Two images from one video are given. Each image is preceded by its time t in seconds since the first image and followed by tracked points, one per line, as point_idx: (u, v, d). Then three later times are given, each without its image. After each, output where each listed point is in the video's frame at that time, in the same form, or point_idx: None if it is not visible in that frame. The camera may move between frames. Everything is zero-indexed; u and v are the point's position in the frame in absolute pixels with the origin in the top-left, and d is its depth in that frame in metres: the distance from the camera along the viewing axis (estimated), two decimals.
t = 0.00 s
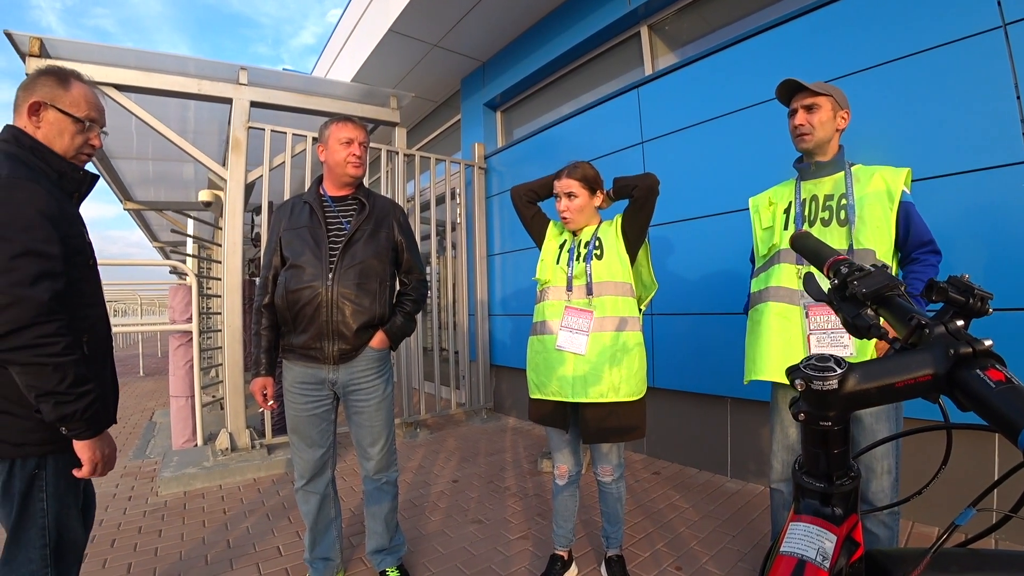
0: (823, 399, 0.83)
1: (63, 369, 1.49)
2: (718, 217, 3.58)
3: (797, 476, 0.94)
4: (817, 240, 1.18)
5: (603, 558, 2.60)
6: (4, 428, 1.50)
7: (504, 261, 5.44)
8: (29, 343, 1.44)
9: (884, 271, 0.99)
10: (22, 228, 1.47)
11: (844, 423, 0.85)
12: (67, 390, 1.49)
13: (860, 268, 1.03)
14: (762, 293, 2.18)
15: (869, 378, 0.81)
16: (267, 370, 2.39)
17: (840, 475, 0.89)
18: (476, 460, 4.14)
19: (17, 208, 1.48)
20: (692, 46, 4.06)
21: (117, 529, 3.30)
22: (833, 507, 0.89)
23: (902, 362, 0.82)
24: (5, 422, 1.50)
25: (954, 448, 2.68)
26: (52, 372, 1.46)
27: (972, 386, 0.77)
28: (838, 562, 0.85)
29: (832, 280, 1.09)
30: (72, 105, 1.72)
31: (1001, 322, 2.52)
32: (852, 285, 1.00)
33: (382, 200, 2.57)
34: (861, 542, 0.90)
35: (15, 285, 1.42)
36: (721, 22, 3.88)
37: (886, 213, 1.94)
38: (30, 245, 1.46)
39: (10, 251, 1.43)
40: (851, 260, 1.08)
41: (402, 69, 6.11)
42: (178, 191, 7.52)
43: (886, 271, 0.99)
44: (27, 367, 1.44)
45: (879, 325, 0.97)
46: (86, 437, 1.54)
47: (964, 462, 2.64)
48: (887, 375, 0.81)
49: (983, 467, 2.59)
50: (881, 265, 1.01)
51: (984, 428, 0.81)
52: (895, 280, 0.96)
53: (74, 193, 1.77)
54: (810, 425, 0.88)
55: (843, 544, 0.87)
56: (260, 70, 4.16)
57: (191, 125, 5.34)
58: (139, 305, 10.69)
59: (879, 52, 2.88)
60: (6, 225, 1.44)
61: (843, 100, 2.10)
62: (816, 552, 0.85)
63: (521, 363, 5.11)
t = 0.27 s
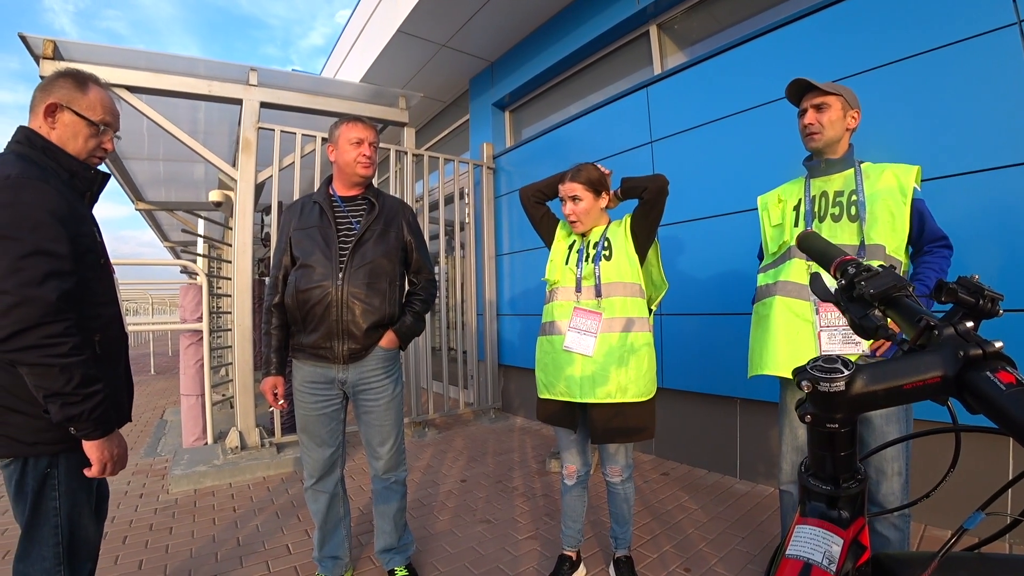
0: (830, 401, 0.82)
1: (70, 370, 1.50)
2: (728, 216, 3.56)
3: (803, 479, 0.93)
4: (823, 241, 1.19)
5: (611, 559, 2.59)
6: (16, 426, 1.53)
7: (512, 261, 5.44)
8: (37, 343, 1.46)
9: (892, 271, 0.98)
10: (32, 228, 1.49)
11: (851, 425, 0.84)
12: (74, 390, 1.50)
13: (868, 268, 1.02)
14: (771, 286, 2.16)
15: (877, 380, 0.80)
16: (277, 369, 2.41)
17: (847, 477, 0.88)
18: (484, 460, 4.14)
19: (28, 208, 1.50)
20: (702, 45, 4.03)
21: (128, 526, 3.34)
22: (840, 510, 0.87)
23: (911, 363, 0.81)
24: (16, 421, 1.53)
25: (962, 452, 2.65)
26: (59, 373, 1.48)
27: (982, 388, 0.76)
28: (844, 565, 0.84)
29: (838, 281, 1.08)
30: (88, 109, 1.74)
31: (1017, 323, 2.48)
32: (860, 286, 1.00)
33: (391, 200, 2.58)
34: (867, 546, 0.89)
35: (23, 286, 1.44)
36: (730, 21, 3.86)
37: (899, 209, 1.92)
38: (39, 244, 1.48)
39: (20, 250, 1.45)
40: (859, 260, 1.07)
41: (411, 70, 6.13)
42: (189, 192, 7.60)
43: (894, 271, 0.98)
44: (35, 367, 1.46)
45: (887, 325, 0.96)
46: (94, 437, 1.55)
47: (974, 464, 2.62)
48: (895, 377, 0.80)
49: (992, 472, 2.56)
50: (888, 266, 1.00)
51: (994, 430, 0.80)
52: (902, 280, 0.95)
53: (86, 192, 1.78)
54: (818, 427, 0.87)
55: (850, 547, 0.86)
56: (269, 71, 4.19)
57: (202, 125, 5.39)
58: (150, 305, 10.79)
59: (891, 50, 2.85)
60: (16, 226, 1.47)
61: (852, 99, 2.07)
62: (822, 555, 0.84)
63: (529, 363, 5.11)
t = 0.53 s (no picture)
0: (834, 400, 0.82)
1: (76, 372, 1.51)
2: (738, 216, 3.54)
3: (807, 478, 0.92)
4: (827, 240, 1.18)
5: (621, 560, 2.58)
6: (28, 424, 1.56)
7: (522, 260, 5.44)
8: (44, 345, 1.47)
9: (897, 271, 0.98)
10: (46, 229, 1.51)
11: (855, 425, 0.84)
12: (78, 393, 1.51)
13: (873, 267, 1.02)
14: (782, 289, 2.13)
15: (880, 379, 0.80)
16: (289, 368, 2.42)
17: (851, 478, 0.88)
18: (494, 460, 4.14)
19: (44, 210, 1.53)
20: (711, 43, 4.01)
21: (141, 523, 3.38)
22: (844, 510, 0.86)
23: (915, 362, 0.80)
24: (28, 419, 1.56)
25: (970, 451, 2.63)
26: (65, 375, 1.49)
27: (987, 387, 0.74)
28: (848, 566, 0.84)
29: (843, 280, 1.08)
30: (113, 115, 1.77)
31: None
32: (866, 284, 0.99)
33: (402, 200, 2.58)
34: (871, 546, 0.88)
35: (34, 287, 1.46)
36: (740, 19, 3.83)
37: (910, 206, 1.90)
38: (51, 245, 1.50)
39: (33, 251, 1.48)
40: (864, 259, 1.07)
41: (420, 70, 6.14)
42: (200, 193, 7.67)
43: (900, 270, 0.98)
44: (43, 368, 1.47)
45: (892, 324, 0.95)
46: (98, 440, 1.55)
47: (981, 464, 2.60)
48: (899, 376, 0.79)
49: (1003, 472, 2.54)
50: (894, 265, 1.00)
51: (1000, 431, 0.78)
52: (907, 280, 0.95)
53: (104, 194, 1.81)
54: (821, 426, 0.87)
55: (855, 548, 0.85)
56: (280, 73, 4.22)
57: (213, 127, 5.43)
58: (163, 304, 10.91)
59: (905, 47, 2.81)
60: (30, 227, 1.49)
61: (864, 97, 2.05)
62: (826, 556, 0.83)
63: (539, 363, 5.10)
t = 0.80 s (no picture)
0: (842, 400, 0.81)
1: (102, 367, 1.53)
2: (749, 217, 3.52)
3: (815, 479, 0.91)
4: (837, 240, 1.17)
5: (629, 561, 2.57)
6: (47, 419, 1.58)
7: (531, 260, 5.43)
8: (70, 340, 1.49)
9: (907, 271, 0.97)
10: (73, 228, 1.54)
11: (864, 425, 0.83)
12: (102, 388, 1.54)
13: (882, 268, 1.00)
14: (793, 290, 2.12)
15: (890, 379, 0.79)
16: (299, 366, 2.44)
17: (859, 478, 0.86)
18: (502, 459, 4.14)
19: (72, 208, 1.55)
20: (723, 42, 3.98)
21: (152, 518, 3.41)
22: (852, 511, 0.86)
23: (925, 362, 0.79)
24: (47, 413, 1.58)
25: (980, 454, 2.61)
26: (91, 370, 1.51)
27: (999, 388, 0.74)
28: (856, 567, 0.82)
29: (852, 280, 1.06)
30: (138, 117, 1.80)
31: None
32: (874, 285, 0.98)
33: (413, 199, 2.60)
34: (880, 549, 0.87)
35: (62, 283, 1.48)
36: (751, 19, 3.80)
37: (922, 204, 1.88)
38: (78, 243, 1.53)
39: (61, 249, 1.50)
40: (872, 259, 1.05)
41: (430, 70, 6.16)
42: (212, 192, 7.73)
43: (909, 271, 0.96)
44: (68, 363, 1.49)
45: (902, 326, 0.94)
46: (119, 435, 1.57)
47: (990, 467, 2.57)
48: (909, 376, 0.78)
49: (1012, 476, 2.51)
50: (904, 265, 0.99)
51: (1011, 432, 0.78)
52: (916, 280, 0.93)
53: (125, 194, 1.83)
54: (830, 426, 0.85)
55: (862, 548, 0.84)
56: (292, 73, 4.25)
57: (225, 126, 5.48)
58: (174, 302, 11.02)
59: (920, 46, 2.77)
60: (59, 225, 1.52)
61: (872, 96, 2.02)
62: (835, 556, 0.81)
63: (547, 363, 5.10)
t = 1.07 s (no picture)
0: (846, 400, 0.80)
1: (123, 364, 1.56)
2: (755, 217, 3.50)
3: (817, 479, 0.90)
4: (841, 241, 1.17)
5: (635, 562, 2.57)
6: (64, 417, 1.60)
7: (537, 261, 5.43)
8: (93, 339, 1.51)
9: (911, 271, 0.96)
10: (95, 228, 1.56)
11: (867, 425, 0.82)
12: (124, 385, 1.56)
13: (886, 268, 1.00)
14: (799, 291, 2.10)
15: (893, 380, 0.78)
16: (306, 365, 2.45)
17: (862, 479, 0.86)
18: (508, 460, 4.14)
19: (92, 209, 1.57)
20: (730, 42, 3.96)
21: (160, 516, 3.44)
22: (855, 512, 0.85)
23: (928, 363, 0.79)
24: (64, 411, 1.60)
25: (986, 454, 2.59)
26: (113, 368, 1.54)
27: (1003, 388, 0.73)
28: (859, 568, 0.82)
29: (857, 281, 1.06)
30: (151, 119, 1.82)
31: None
32: (878, 285, 0.97)
33: (419, 199, 2.60)
34: (883, 550, 0.87)
35: (85, 282, 1.50)
36: (758, 18, 3.78)
37: (929, 202, 1.86)
38: (100, 244, 1.55)
39: (82, 249, 1.52)
40: (877, 260, 1.05)
41: (436, 71, 6.17)
42: (219, 192, 7.78)
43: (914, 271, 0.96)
44: (89, 361, 1.51)
45: (906, 326, 0.94)
46: (138, 432, 1.59)
47: (995, 469, 2.56)
48: (912, 377, 0.78)
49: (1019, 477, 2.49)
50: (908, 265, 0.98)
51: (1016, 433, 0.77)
52: (921, 280, 0.93)
53: (138, 195, 1.84)
54: (832, 427, 0.85)
55: (865, 550, 0.84)
56: (299, 74, 4.27)
57: (233, 127, 5.52)
58: (182, 302, 11.10)
59: (929, 45, 2.75)
60: (81, 225, 1.54)
61: (875, 95, 2.00)
62: (837, 557, 0.82)
63: (553, 363, 5.10)
